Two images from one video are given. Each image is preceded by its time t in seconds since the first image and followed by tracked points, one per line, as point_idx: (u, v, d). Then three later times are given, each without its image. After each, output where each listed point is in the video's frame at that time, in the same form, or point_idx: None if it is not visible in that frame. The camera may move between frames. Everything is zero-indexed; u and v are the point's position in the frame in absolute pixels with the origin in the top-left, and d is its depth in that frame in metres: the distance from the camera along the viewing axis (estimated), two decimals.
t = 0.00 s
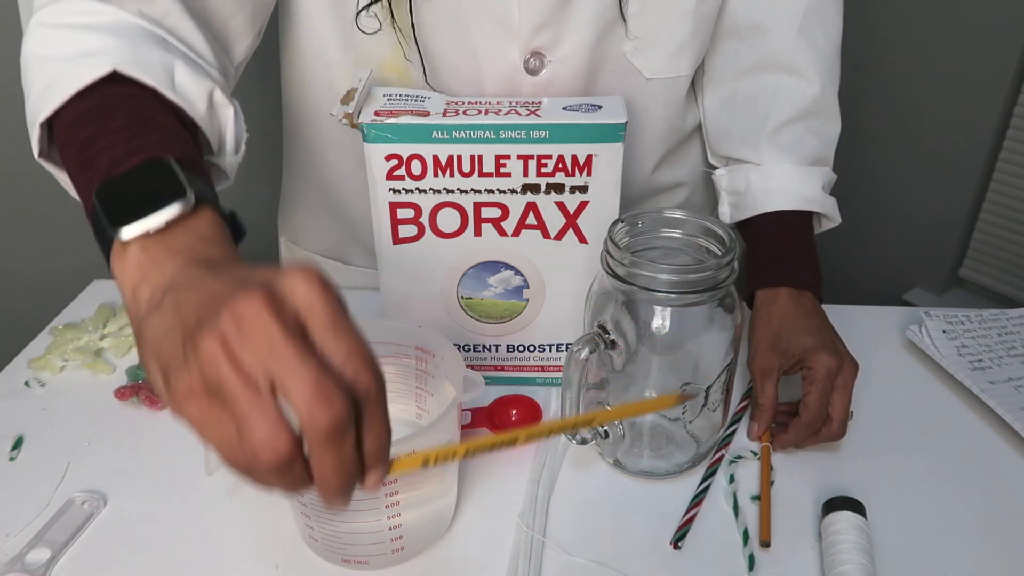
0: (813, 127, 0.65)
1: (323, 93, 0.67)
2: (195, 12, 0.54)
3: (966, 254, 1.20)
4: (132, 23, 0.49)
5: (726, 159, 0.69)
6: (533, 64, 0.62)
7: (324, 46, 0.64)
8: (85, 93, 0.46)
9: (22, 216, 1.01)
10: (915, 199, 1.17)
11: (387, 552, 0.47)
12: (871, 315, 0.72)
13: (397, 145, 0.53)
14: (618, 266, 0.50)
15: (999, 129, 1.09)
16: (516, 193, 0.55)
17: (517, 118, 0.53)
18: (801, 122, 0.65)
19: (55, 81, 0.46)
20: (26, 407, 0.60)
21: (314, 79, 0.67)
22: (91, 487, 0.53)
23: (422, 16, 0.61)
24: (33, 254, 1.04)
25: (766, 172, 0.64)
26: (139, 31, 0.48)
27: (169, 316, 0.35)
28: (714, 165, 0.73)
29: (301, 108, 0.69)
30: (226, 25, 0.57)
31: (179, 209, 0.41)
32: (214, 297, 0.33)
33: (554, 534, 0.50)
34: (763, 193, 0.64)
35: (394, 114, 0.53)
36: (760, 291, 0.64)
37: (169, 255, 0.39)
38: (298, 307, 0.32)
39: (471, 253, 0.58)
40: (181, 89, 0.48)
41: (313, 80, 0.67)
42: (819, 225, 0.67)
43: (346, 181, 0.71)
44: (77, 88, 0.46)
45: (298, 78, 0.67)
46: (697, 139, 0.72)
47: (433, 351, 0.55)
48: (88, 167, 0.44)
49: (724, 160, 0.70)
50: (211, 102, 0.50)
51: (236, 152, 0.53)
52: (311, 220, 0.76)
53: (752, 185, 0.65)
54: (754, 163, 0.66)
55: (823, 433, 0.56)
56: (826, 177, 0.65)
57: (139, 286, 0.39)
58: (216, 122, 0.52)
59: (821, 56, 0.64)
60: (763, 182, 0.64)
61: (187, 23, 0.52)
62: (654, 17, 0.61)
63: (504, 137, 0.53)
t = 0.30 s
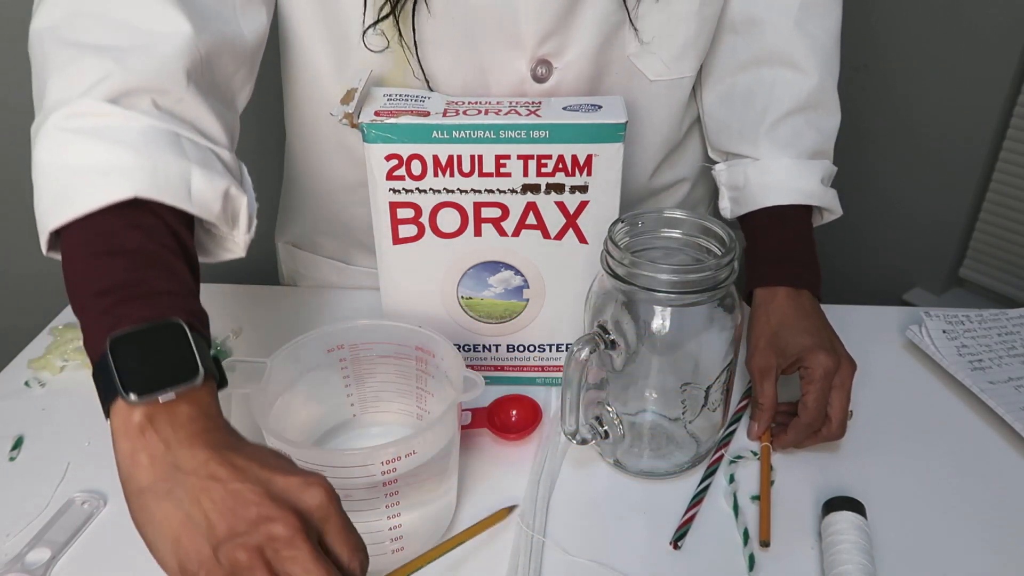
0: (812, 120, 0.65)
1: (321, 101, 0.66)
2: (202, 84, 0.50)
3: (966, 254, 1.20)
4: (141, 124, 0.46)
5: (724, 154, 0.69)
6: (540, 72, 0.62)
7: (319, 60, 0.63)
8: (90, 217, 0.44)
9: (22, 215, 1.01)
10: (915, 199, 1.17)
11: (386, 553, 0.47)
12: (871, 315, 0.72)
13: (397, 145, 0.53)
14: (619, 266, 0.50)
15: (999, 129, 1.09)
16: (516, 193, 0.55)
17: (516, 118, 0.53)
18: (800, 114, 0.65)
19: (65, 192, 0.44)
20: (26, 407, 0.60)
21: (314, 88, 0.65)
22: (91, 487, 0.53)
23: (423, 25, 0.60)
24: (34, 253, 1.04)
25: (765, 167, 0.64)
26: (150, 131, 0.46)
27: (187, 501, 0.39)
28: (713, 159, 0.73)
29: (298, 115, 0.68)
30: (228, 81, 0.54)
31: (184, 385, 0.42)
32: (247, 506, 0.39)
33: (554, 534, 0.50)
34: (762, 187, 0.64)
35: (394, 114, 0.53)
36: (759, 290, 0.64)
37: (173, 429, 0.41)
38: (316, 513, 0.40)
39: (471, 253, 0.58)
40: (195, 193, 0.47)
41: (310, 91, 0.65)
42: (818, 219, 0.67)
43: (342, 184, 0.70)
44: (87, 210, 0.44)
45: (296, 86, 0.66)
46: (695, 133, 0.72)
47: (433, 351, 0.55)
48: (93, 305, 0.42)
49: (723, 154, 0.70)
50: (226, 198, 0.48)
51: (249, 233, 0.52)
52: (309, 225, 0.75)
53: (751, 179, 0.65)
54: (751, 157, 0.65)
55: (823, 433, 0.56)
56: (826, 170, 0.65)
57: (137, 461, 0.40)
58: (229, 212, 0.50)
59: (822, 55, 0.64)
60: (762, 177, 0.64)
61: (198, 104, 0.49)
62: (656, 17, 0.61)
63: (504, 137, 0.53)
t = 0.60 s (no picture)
0: (810, 114, 0.65)
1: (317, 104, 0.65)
2: (206, 128, 0.51)
3: (966, 254, 1.20)
4: (155, 184, 0.47)
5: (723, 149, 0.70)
6: (543, 78, 0.62)
7: (311, 68, 0.62)
8: (115, 283, 0.46)
9: (23, 216, 1.01)
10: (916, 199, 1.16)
11: (387, 553, 0.47)
12: (871, 315, 0.72)
13: (397, 145, 0.53)
14: (619, 266, 0.50)
15: (999, 129, 1.09)
16: (516, 193, 0.55)
17: (516, 118, 0.53)
18: (798, 110, 0.65)
19: (85, 256, 0.45)
20: (26, 407, 0.60)
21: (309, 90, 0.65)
22: (91, 487, 0.53)
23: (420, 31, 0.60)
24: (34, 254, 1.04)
25: (762, 163, 0.64)
26: (165, 190, 0.47)
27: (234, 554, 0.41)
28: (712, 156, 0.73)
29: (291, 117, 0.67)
30: (231, 115, 0.55)
31: (218, 445, 0.43)
32: (290, 559, 0.40)
33: (554, 534, 0.50)
34: (760, 184, 0.64)
35: (394, 114, 0.53)
36: (758, 290, 0.64)
37: (212, 485, 0.42)
38: (352, 558, 0.41)
39: (471, 253, 0.58)
40: (210, 246, 0.48)
41: (305, 97, 0.64)
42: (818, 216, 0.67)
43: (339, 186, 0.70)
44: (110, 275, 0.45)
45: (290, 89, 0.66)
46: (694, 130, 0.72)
47: (433, 351, 0.55)
48: (120, 369, 0.44)
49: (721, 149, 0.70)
50: (239, 245, 0.50)
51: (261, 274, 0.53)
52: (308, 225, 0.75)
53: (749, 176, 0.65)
54: (750, 152, 0.66)
55: (823, 432, 0.56)
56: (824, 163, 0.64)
57: (179, 522, 0.42)
58: (242, 257, 0.51)
59: (821, 53, 0.64)
60: (759, 173, 0.64)
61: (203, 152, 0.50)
62: (656, 17, 0.61)
63: (504, 137, 0.53)
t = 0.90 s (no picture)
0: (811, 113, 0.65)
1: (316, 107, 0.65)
2: (206, 140, 0.51)
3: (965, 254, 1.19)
4: (157, 199, 0.47)
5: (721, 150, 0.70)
6: (541, 84, 0.62)
7: (311, 69, 0.62)
8: (120, 296, 0.46)
9: (23, 216, 1.01)
10: (915, 199, 1.16)
11: (387, 553, 0.47)
12: (871, 315, 0.72)
13: (397, 145, 0.53)
14: (619, 266, 0.50)
15: (999, 129, 1.07)
16: (516, 193, 0.55)
17: (516, 118, 0.53)
18: (795, 111, 0.65)
19: (89, 272, 0.46)
20: (26, 407, 0.60)
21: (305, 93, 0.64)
22: (91, 487, 0.53)
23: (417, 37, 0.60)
24: (34, 253, 1.04)
25: (760, 163, 0.64)
26: (167, 206, 0.47)
27: (241, 558, 0.41)
28: (712, 156, 0.73)
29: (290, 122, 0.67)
30: (232, 126, 0.55)
31: (226, 453, 0.43)
32: (295, 564, 0.41)
33: (554, 534, 0.50)
34: (758, 184, 0.65)
35: (394, 114, 0.53)
36: (757, 290, 0.64)
37: (220, 491, 0.42)
38: (356, 565, 0.41)
39: (471, 253, 0.58)
40: (212, 259, 0.48)
41: (304, 98, 0.64)
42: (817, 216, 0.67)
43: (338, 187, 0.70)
44: (114, 290, 0.45)
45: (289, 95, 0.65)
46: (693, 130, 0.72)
47: (433, 351, 0.55)
48: (126, 380, 0.44)
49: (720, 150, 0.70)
50: (240, 257, 0.50)
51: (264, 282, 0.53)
52: (308, 226, 0.75)
53: (747, 177, 0.65)
54: (749, 153, 0.66)
55: (823, 432, 0.56)
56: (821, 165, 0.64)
57: (188, 525, 0.42)
58: (243, 267, 0.51)
59: (821, 54, 0.64)
60: (757, 175, 0.65)
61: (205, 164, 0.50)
62: (655, 18, 0.61)
63: (504, 138, 0.53)
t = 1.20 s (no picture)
0: (819, 114, 0.65)
1: (317, 105, 0.65)
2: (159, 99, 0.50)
3: (966, 254, 1.20)
4: (82, 119, 0.46)
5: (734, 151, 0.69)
6: (538, 85, 0.61)
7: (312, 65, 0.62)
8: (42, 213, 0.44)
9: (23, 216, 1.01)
10: (917, 198, 1.16)
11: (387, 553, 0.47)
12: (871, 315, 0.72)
13: (397, 145, 0.53)
14: (619, 266, 0.50)
15: (999, 128, 1.07)
16: (516, 193, 0.55)
17: (516, 118, 0.53)
18: (805, 109, 0.65)
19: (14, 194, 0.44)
20: (27, 407, 0.60)
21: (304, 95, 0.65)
22: (91, 487, 0.53)
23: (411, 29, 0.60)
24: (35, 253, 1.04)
25: (772, 159, 0.64)
26: (95, 129, 0.46)
27: (168, 475, 0.37)
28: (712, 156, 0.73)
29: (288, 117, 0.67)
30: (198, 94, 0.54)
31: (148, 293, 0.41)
32: (211, 427, 0.36)
33: (554, 535, 0.50)
34: (772, 178, 0.64)
35: (394, 114, 0.53)
36: (787, 283, 0.63)
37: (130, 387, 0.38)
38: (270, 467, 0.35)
39: (471, 253, 0.58)
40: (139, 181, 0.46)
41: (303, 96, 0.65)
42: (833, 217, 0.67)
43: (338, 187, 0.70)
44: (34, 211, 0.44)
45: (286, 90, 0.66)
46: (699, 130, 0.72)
47: (433, 351, 0.55)
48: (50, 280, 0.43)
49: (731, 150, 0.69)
50: (174, 191, 0.48)
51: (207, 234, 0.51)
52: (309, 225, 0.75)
53: (761, 172, 0.65)
54: (761, 149, 0.65)
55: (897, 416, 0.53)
56: (835, 161, 0.65)
57: (117, 383, 0.38)
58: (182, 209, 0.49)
59: (822, 54, 0.64)
60: (771, 168, 0.64)
61: (151, 108, 0.49)
62: (656, 17, 0.61)
63: (504, 137, 0.53)
